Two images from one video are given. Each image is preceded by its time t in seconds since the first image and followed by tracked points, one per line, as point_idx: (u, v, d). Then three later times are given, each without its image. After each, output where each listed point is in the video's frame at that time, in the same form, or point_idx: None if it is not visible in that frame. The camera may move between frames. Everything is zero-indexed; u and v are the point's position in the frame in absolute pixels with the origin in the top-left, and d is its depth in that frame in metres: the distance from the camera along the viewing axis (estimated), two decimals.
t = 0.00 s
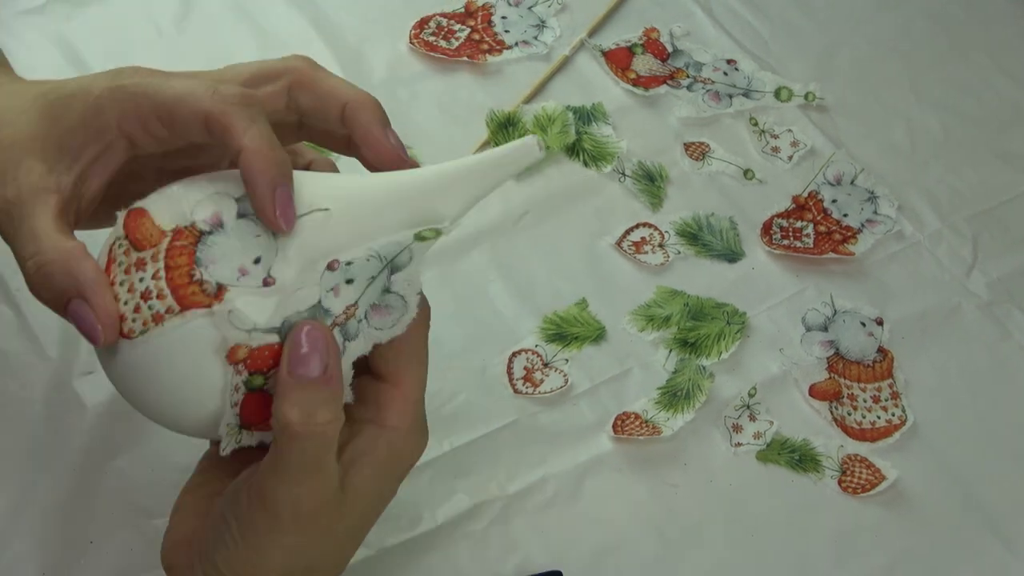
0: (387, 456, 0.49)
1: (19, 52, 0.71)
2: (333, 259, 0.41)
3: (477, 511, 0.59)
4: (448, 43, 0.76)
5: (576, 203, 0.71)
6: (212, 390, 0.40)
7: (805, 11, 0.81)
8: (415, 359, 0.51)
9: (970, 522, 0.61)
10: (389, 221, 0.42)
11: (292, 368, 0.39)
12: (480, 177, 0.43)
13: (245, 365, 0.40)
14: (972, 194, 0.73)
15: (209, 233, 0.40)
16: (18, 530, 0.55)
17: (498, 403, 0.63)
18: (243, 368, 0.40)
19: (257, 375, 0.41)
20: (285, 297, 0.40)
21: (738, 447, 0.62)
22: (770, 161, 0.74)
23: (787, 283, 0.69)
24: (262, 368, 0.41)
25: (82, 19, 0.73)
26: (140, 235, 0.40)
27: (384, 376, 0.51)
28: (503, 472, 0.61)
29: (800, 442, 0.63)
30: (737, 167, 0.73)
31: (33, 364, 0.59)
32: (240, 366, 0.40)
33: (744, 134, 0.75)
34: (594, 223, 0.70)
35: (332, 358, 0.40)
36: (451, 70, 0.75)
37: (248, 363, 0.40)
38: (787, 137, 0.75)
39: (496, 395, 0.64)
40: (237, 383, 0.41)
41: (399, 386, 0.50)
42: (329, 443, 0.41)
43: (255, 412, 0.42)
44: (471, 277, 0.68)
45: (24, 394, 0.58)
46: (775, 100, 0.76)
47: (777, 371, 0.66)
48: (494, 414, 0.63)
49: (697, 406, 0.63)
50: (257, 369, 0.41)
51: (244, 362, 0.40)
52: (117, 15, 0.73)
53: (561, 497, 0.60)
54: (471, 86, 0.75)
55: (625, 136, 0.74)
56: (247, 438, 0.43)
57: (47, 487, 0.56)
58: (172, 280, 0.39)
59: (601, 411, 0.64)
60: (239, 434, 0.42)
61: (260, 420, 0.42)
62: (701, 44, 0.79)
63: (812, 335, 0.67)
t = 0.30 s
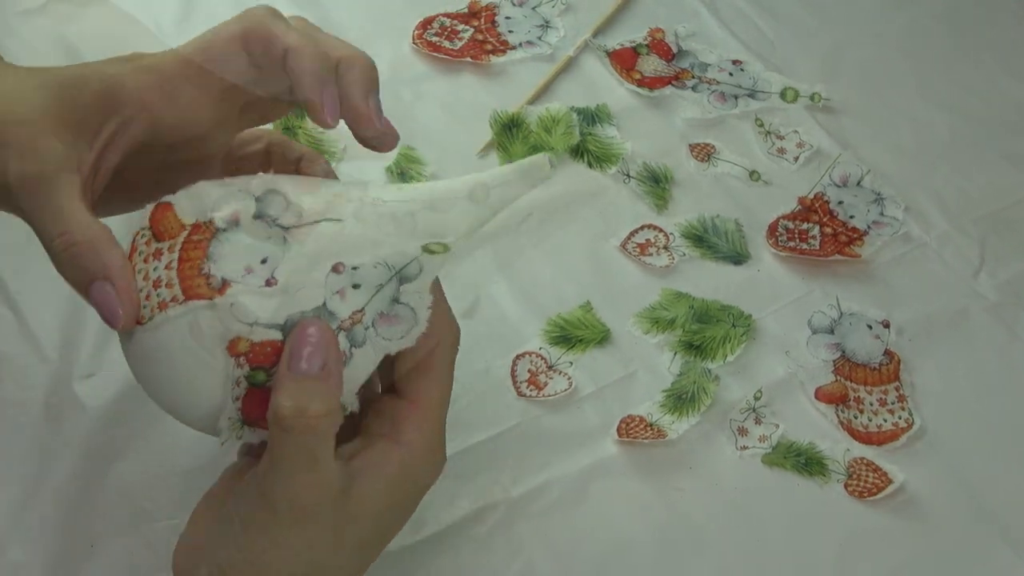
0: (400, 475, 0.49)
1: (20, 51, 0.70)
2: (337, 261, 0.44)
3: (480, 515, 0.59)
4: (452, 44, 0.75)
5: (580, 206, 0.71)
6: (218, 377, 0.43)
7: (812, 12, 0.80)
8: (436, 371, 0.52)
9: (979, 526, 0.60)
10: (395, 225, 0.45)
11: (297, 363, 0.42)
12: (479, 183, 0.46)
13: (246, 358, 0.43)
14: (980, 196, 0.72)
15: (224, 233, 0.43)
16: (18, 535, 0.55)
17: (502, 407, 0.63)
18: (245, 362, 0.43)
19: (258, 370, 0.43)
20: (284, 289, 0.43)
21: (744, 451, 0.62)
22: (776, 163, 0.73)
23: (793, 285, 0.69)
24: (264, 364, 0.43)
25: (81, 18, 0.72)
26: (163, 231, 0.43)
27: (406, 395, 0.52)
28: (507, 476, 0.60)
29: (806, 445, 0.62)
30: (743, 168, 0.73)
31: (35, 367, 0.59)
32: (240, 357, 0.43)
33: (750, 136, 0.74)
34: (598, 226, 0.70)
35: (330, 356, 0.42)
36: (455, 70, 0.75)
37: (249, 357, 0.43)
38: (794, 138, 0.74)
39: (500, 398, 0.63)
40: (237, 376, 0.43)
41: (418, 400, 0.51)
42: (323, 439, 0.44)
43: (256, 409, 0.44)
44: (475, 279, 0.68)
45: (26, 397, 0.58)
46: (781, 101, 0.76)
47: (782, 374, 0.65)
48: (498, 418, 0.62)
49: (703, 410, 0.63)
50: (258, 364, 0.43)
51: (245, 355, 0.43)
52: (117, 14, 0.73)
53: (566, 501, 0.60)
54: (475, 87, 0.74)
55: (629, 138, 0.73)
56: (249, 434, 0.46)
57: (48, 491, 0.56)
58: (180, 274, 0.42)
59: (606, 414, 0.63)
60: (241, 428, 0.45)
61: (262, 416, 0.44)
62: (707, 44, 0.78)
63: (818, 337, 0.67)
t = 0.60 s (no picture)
0: (434, 500, 0.53)
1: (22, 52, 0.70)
2: (405, 240, 0.47)
3: (485, 518, 0.59)
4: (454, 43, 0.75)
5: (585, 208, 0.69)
6: (268, 322, 0.46)
7: (817, 12, 0.80)
8: (484, 403, 0.55)
9: (987, 532, 0.59)
10: (464, 222, 0.48)
11: (344, 329, 0.45)
12: (549, 205, 0.50)
13: (296, 309, 0.46)
14: (987, 197, 0.72)
15: (321, 202, 0.49)
16: (18, 538, 0.54)
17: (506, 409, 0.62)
18: (294, 312, 0.46)
19: (304, 324, 0.46)
20: (349, 249, 0.47)
21: (749, 455, 0.61)
22: (782, 164, 0.73)
23: (798, 287, 0.68)
24: (311, 319, 0.46)
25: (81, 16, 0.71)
26: (266, 188, 0.49)
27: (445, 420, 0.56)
28: (511, 480, 0.60)
29: (811, 448, 0.62)
30: (748, 169, 0.72)
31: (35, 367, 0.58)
32: (291, 307, 0.46)
33: (755, 137, 0.74)
34: (602, 227, 0.69)
35: (376, 321, 0.46)
36: (458, 71, 0.75)
37: (299, 309, 0.46)
38: (799, 140, 0.74)
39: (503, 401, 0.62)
40: (284, 324, 0.46)
41: (460, 428, 0.55)
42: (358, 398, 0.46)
43: (293, 365, 0.46)
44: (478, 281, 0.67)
45: (25, 398, 0.57)
46: (787, 101, 0.75)
47: (788, 377, 0.65)
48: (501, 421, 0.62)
49: (709, 413, 0.62)
50: (306, 317, 0.46)
51: (296, 306, 0.46)
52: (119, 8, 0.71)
53: (570, 505, 0.59)
54: (479, 87, 0.74)
55: (634, 139, 0.73)
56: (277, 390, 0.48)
57: (47, 493, 0.55)
58: (266, 224, 0.49)
59: (610, 417, 0.63)
60: (273, 381, 0.47)
61: (298, 376, 0.46)
62: (712, 44, 0.78)
63: (824, 340, 0.66)
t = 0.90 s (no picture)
0: (410, 484, 0.57)
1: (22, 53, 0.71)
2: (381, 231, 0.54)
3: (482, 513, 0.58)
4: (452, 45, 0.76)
5: (580, 206, 0.70)
6: (253, 319, 0.52)
7: (813, 12, 0.80)
8: (471, 392, 0.61)
9: (982, 528, 0.60)
10: (434, 217, 0.55)
11: (328, 318, 0.53)
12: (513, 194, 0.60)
13: (278, 303, 0.52)
14: (982, 197, 0.72)
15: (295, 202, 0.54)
16: (19, 536, 0.54)
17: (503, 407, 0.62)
18: (277, 306, 0.52)
19: (287, 316, 0.52)
20: (314, 238, 0.53)
21: (745, 452, 0.62)
22: (777, 163, 0.73)
23: (794, 286, 0.69)
24: (293, 311, 0.52)
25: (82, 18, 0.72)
26: (232, 181, 0.53)
27: (436, 408, 0.59)
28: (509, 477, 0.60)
29: (806, 446, 0.62)
30: (743, 168, 0.73)
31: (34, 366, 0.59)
32: (275, 300, 0.52)
33: (750, 136, 0.74)
34: (598, 226, 0.70)
35: (355, 310, 0.53)
36: (454, 69, 0.75)
37: (282, 302, 0.52)
38: (795, 139, 0.74)
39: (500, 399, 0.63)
40: (267, 318, 0.52)
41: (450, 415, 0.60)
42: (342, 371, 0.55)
43: (277, 357, 0.53)
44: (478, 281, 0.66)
45: (24, 397, 0.58)
46: (782, 101, 0.76)
47: (783, 376, 0.65)
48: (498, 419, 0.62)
49: (703, 412, 0.63)
50: (289, 310, 0.52)
51: (279, 299, 0.52)
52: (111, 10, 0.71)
53: (567, 503, 0.59)
54: (476, 88, 0.75)
55: (630, 138, 0.73)
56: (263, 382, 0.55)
57: (47, 492, 0.55)
58: (224, 210, 0.53)
59: (607, 415, 0.63)
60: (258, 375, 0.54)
61: (286, 368, 0.54)
62: (708, 44, 0.78)
63: (819, 339, 0.66)
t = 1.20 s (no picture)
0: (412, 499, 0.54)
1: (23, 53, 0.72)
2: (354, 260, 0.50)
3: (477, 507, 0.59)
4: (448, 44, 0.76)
5: (574, 203, 0.71)
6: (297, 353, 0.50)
7: (806, 12, 0.81)
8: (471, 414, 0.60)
9: (972, 523, 0.60)
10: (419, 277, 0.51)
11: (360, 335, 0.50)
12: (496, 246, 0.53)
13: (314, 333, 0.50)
14: (973, 195, 0.73)
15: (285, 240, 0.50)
16: (17, 532, 0.54)
17: (499, 404, 0.63)
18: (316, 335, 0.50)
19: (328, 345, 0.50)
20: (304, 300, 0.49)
21: (738, 448, 0.62)
22: (770, 162, 0.74)
23: (786, 283, 0.69)
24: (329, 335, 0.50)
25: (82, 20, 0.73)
26: (224, 239, 0.49)
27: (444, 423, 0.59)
28: (503, 474, 0.61)
29: (800, 443, 0.63)
30: (737, 167, 0.73)
31: (32, 363, 0.59)
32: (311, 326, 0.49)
33: (744, 135, 0.75)
34: (593, 224, 0.70)
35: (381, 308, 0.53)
36: (450, 70, 0.75)
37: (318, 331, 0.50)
38: (788, 137, 0.75)
39: (496, 396, 0.63)
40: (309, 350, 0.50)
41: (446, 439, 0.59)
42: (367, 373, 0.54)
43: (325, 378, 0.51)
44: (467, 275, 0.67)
45: (23, 394, 0.58)
46: (776, 100, 0.76)
47: (777, 372, 0.65)
48: (494, 416, 0.62)
49: (698, 408, 0.63)
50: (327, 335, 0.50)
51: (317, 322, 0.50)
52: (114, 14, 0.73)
53: (562, 499, 0.60)
54: (472, 86, 0.75)
55: (625, 137, 0.74)
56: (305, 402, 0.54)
57: (45, 488, 0.56)
58: (221, 270, 0.50)
59: (602, 411, 0.63)
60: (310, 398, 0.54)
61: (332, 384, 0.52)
62: (702, 44, 0.79)
63: (812, 336, 0.67)
